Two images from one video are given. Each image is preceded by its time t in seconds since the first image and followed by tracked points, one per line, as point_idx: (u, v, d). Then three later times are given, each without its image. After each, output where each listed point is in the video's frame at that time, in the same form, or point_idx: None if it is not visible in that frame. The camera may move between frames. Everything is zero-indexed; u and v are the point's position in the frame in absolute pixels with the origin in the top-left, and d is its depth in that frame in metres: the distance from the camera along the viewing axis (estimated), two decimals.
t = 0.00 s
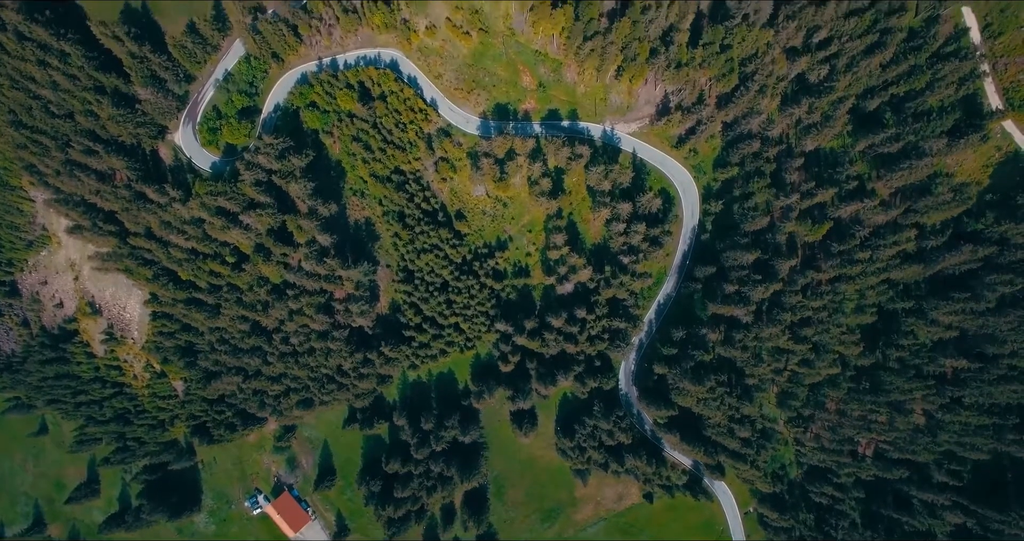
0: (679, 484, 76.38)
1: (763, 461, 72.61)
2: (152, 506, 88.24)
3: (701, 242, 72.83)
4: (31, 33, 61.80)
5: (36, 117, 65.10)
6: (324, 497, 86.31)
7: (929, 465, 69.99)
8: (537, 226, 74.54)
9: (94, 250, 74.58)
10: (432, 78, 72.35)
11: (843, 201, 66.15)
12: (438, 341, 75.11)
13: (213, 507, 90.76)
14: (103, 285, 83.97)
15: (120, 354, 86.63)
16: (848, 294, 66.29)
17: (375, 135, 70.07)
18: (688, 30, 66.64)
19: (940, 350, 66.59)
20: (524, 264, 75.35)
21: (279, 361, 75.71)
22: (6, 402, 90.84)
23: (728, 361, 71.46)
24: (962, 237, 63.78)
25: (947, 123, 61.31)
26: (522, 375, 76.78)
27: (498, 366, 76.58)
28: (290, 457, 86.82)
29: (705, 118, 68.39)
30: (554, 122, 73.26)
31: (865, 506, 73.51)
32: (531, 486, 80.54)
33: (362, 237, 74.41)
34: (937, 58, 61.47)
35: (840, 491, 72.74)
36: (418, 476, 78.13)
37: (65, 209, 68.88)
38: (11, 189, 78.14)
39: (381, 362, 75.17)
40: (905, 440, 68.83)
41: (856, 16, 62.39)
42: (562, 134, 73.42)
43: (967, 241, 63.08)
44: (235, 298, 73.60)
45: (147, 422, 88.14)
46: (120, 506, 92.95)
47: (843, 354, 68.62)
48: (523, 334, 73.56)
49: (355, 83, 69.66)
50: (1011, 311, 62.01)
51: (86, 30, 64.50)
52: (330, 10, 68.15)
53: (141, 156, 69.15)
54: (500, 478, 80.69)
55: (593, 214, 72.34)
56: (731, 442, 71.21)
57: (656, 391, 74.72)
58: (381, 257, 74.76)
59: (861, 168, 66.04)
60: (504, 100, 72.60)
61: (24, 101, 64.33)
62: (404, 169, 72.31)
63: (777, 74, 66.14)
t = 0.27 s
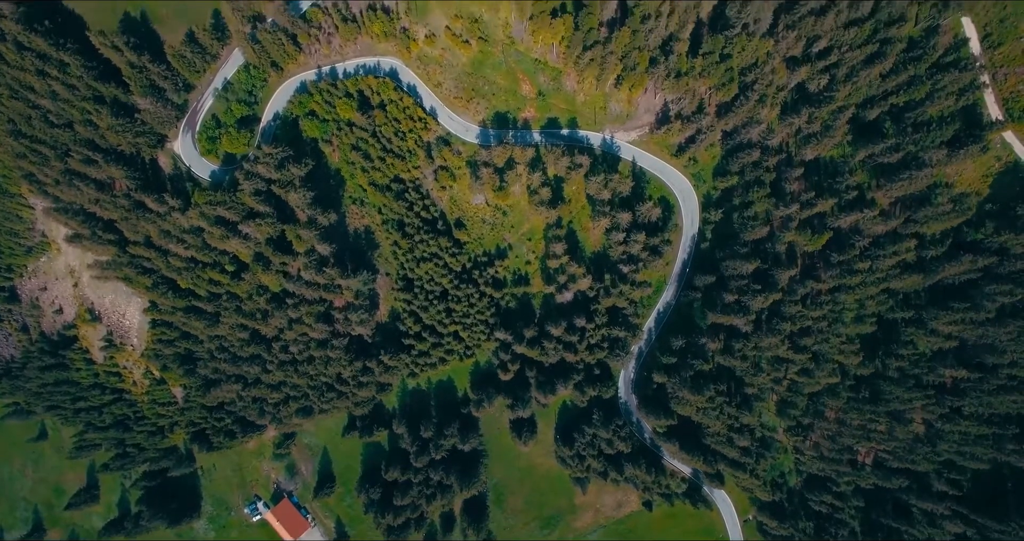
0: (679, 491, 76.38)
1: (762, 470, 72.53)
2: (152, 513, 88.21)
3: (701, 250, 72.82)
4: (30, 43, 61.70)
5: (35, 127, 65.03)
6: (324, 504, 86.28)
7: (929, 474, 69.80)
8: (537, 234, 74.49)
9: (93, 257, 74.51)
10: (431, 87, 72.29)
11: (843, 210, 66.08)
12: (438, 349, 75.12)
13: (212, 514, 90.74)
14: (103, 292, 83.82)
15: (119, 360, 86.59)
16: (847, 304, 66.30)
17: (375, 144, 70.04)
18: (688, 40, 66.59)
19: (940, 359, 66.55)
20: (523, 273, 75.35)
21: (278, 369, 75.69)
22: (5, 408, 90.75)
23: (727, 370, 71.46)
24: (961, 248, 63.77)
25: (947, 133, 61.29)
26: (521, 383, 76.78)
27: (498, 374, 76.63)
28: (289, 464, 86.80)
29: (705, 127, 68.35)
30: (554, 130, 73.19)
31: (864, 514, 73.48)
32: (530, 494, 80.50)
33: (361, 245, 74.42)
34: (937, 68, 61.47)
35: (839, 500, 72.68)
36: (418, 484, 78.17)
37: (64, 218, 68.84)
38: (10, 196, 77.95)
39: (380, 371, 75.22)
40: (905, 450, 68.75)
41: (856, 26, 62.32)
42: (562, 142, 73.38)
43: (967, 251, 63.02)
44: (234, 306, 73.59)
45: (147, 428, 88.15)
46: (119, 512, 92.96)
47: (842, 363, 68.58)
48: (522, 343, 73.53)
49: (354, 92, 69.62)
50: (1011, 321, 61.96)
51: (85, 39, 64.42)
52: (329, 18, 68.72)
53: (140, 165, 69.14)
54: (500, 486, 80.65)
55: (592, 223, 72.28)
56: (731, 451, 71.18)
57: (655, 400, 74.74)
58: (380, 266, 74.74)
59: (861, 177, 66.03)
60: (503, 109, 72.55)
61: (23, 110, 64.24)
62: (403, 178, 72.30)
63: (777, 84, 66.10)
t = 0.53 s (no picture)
0: (678, 498, 76.30)
1: (762, 478, 72.38)
2: (151, 518, 88.17)
3: (701, 258, 72.80)
4: (29, 51, 61.73)
5: (34, 135, 64.99)
6: (323, 510, 86.24)
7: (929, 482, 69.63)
8: (536, 241, 74.44)
9: (92, 264, 74.43)
10: (431, 94, 72.24)
11: (842, 219, 66.02)
12: (437, 357, 75.12)
13: (212, 519, 90.73)
14: (102, 298, 83.66)
15: (119, 366, 86.52)
16: (847, 313, 66.27)
17: (374, 152, 70.02)
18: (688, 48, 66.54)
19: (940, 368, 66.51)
20: (523, 280, 75.33)
21: (277, 377, 75.69)
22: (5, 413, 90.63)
23: (727, 377, 71.45)
24: (961, 256, 63.78)
25: (946, 142, 61.28)
26: (521, 390, 76.81)
27: (497, 381, 76.67)
28: (289, 470, 86.78)
29: (704, 135, 68.31)
30: (553, 137, 73.13)
31: (864, 522, 73.17)
32: (529, 500, 80.39)
33: (360, 253, 74.43)
34: (936, 77, 61.47)
35: (839, 507, 72.57)
36: (417, 491, 78.17)
37: (63, 225, 68.79)
38: (9, 202, 77.68)
39: (380, 378, 75.27)
40: (904, 458, 68.65)
41: (856, 34, 62.36)
42: (561, 149, 73.26)
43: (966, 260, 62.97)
44: (234, 313, 73.58)
45: (146, 433, 88.16)
46: (119, 517, 92.96)
47: (842, 372, 68.54)
48: (522, 351, 73.50)
49: (354, 100, 69.57)
50: (1010, 330, 61.92)
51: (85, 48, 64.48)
52: (328, 26, 68.73)
53: (140, 172, 69.15)
54: (499, 492, 80.58)
55: (592, 230, 72.22)
56: (730, 458, 71.12)
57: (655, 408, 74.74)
58: (379, 273, 74.72)
59: (860, 186, 66.03)
60: (502, 116, 72.49)
61: (23, 119, 64.20)
62: (402, 185, 72.29)
63: (776, 92, 66.16)
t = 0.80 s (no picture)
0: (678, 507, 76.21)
1: (761, 487, 72.27)
2: (151, 525, 88.20)
3: (700, 266, 72.79)
4: (28, 61, 61.57)
5: (33, 144, 64.91)
6: (323, 518, 86.16)
7: (929, 491, 69.38)
8: (535, 250, 74.38)
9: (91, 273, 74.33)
10: (430, 103, 72.17)
11: (842, 229, 65.97)
12: (436, 365, 75.13)
13: (211, 526, 90.69)
14: (102, 306, 83.50)
15: (118, 373, 86.46)
16: (846, 323, 66.25)
17: (373, 161, 69.98)
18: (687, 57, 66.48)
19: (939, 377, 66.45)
20: (522, 288, 75.29)
21: (277, 385, 75.68)
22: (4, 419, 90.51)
23: (726, 386, 71.45)
24: (960, 266, 63.76)
25: (946, 153, 61.26)
26: (520, 399, 76.82)
27: (497, 390, 76.70)
28: (288, 477, 86.72)
29: (704, 144, 68.26)
30: (553, 146, 73.07)
31: (863, 531, 71.69)
32: (529, 508, 80.32)
33: (360, 261, 74.42)
34: (936, 87, 61.48)
35: (838, 516, 72.26)
36: (417, 499, 78.17)
37: (63, 235, 68.71)
38: (9, 209, 77.45)
39: (379, 387, 75.32)
40: (904, 468, 68.48)
41: (855, 44, 62.36)
42: (561, 158, 73.19)
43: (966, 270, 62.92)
44: (234, 322, 73.56)
45: (146, 440, 88.17)
46: (118, 523, 92.96)
47: (842, 381, 68.46)
48: (522, 360, 73.49)
49: (353, 109, 69.51)
50: (1010, 340, 61.86)
51: (83, 58, 64.34)
52: (328, 35, 68.33)
53: (139, 182, 69.11)
54: (498, 500, 80.49)
55: (591, 239, 72.17)
56: (729, 468, 71.08)
57: (654, 416, 74.78)
58: (379, 281, 74.71)
59: (860, 195, 66.00)
60: (502, 125, 72.44)
61: (22, 129, 64.13)
62: (402, 194, 72.28)
63: (776, 101, 66.11)
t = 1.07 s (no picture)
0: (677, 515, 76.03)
1: (761, 496, 72.07)
2: (150, 532, 88.23)
3: (699, 275, 72.83)
4: (27, 72, 61.47)
5: (32, 154, 64.83)
6: (322, 525, 86.09)
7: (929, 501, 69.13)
8: (535, 258, 74.36)
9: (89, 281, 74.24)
10: (429, 111, 72.13)
11: (841, 239, 65.95)
12: (436, 374, 75.19)
13: (210, 532, 90.64)
14: (101, 313, 83.31)
15: (118, 380, 86.42)
16: (845, 333, 66.28)
17: (372, 170, 69.97)
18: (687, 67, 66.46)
19: (939, 387, 66.36)
20: (521, 297, 75.27)
21: (276, 394, 75.65)
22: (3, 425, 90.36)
23: (725, 395, 71.47)
24: (959, 276, 63.82)
25: (945, 163, 61.27)
26: (519, 407, 76.89)
27: (496, 398, 76.76)
28: (287, 485, 86.64)
29: (703, 154, 68.19)
30: (552, 155, 73.02)
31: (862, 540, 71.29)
32: (528, 516, 80.19)
33: (359, 269, 74.46)
34: (935, 98, 61.50)
35: (837, 525, 71.87)
36: (416, 507, 78.18)
37: (61, 244, 68.69)
38: (8, 217, 77.19)
39: (379, 396, 75.40)
40: (903, 477, 68.40)
41: (855, 54, 62.39)
42: (560, 167, 73.18)
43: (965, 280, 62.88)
44: (233, 330, 73.54)
45: (145, 447, 88.17)
46: (117, 530, 92.97)
47: (841, 391, 68.44)
48: (521, 369, 73.46)
49: (352, 118, 69.49)
50: (1009, 351, 61.84)
51: (82, 68, 64.32)
52: (326, 44, 68.02)
53: (137, 191, 69.09)
54: (497, 508, 80.32)
55: (591, 248, 72.13)
56: (728, 477, 71.07)
57: (653, 425, 74.90)
58: (378, 290, 74.75)
59: (859, 205, 66.01)
60: (501, 134, 72.38)
61: (21, 139, 64.09)
62: (401, 203, 72.29)
63: (776, 111, 66.11)
